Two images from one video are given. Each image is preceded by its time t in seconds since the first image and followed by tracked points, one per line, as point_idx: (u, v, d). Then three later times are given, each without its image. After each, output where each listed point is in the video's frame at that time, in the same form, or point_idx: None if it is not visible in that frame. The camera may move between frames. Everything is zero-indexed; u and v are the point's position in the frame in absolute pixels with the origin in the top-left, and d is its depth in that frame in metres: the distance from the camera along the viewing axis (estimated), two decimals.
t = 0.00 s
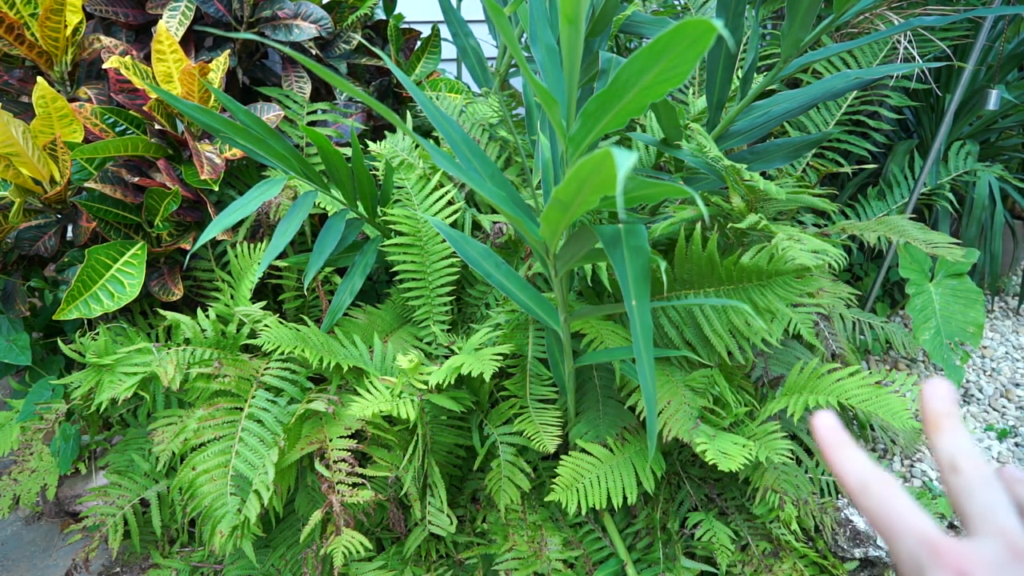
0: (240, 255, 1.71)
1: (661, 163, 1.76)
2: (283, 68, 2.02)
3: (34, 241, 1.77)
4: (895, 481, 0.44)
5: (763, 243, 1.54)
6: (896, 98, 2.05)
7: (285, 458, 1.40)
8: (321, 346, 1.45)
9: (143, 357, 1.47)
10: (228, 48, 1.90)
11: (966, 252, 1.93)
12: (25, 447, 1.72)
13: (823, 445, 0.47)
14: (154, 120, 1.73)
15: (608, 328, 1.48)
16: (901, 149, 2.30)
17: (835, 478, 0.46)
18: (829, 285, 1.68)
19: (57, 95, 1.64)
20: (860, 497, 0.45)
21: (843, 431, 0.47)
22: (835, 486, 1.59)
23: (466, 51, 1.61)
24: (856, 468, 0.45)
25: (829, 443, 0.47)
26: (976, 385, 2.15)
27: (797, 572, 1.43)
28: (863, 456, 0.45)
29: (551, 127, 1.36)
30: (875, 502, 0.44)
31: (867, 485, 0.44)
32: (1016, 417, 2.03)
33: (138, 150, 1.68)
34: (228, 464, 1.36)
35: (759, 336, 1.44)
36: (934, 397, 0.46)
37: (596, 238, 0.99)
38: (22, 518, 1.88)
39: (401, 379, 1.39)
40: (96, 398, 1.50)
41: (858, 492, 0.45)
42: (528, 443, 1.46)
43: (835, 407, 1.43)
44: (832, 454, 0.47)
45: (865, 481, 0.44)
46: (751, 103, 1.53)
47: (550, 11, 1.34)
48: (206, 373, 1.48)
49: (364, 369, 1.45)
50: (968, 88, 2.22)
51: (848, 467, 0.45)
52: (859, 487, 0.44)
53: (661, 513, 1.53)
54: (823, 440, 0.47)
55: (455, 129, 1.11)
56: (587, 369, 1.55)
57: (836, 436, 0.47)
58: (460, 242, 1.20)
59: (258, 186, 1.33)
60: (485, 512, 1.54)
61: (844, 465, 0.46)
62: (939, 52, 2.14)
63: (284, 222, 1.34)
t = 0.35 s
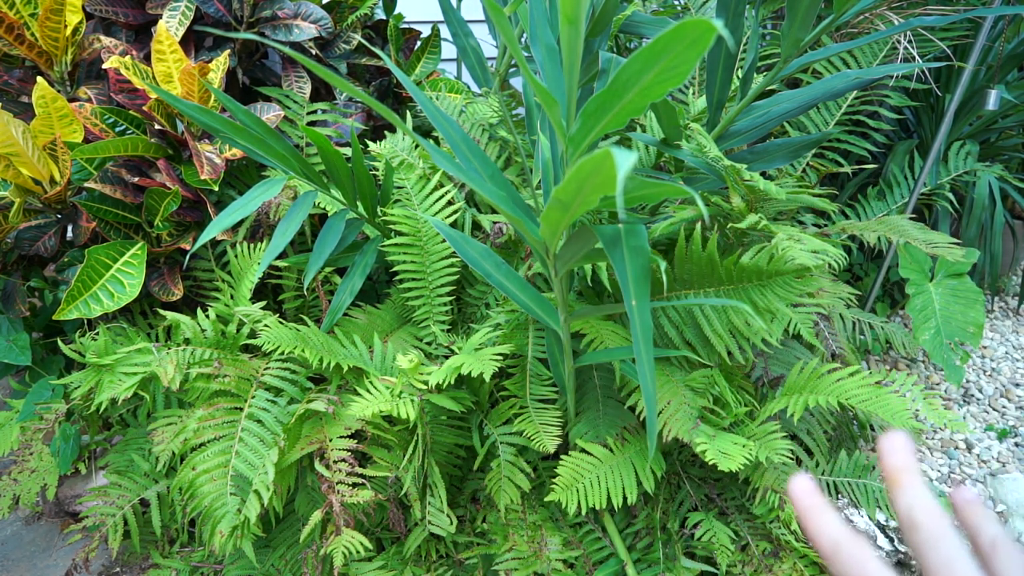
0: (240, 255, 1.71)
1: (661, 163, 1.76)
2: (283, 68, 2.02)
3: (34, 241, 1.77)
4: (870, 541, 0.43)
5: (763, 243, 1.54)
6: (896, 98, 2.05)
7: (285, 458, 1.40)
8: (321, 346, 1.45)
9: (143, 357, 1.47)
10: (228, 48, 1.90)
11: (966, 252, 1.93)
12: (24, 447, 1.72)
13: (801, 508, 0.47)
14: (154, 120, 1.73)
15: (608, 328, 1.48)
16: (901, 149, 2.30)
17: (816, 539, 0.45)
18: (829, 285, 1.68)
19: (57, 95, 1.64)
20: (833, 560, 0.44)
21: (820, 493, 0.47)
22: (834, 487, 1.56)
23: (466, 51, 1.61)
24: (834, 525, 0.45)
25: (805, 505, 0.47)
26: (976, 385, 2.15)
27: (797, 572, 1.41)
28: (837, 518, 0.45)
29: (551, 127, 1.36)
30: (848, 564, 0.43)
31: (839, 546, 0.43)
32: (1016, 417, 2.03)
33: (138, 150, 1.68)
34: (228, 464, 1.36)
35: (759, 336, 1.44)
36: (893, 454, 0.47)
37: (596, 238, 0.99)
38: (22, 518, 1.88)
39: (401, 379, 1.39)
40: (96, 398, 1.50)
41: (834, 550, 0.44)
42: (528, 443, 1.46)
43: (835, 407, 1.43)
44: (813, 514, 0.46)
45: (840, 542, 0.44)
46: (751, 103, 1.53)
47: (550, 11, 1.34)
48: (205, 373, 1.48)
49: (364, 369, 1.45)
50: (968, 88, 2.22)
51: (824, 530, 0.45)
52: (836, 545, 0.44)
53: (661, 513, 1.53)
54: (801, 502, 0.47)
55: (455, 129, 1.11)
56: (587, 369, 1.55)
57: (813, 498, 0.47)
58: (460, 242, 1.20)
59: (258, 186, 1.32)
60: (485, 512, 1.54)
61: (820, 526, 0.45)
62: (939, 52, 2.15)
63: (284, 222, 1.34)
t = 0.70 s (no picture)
0: (240, 255, 1.71)
1: (661, 163, 1.76)
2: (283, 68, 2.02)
3: (34, 241, 1.77)
4: None
5: (763, 243, 1.54)
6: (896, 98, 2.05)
7: (285, 458, 1.40)
8: (321, 346, 1.45)
9: (143, 357, 1.47)
10: (228, 48, 1.90)
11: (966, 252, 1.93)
12: (25, 447, 1.72)
13: None
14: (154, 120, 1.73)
15: (608, 328, 1.48)
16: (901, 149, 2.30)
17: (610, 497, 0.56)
18: (830, 285, 1.68)
19: (57, 95, 1.64)
20: None
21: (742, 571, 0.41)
22: (835, 486, 1.57)
23: (466, 51, 1.61)
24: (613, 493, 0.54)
25: None
26: (976, 386, 2.15)
27: (797, 572, 1.43)
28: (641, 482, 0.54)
29: (551, 127, 1.36)
30: None
31: None
32: (1016, 418, 2.03)
33: (138, 150, 1.68)
34: (228, 464, 1.36)
35: (759, 336, 1.44)
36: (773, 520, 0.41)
37: (596, 238, 0.99)
38: (22, 518, 1.88)
39: (401, 379, 1.39)
40: (96, 398, 1.50)
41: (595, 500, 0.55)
42: (528, 443, 1.46)
43: (835, 407, 1.43)
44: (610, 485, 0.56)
45: None
46: (751, 103, 1.53)
47: (550, 12, 1.34)
48: (206, 373, 1.48)
49: (364, 369, 1.46)
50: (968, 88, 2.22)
51: None
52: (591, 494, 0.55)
53: (661, 513, 1.53)
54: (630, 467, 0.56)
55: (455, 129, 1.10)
56: (587, 369, 1.55)
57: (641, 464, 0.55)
58: (460, 242, 1.20)
59: (258, 186, 1.32)
60: (485, 512, 1.54)
61: None
62: (939, 52, 2.15)
63: (284, 222, 1.34)
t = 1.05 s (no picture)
0: (240, 256, 1.71)
1: (661, 163, 1.76)
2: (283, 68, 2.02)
3: (34, 241, 1.77)
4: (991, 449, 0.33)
5: (763, 243, 1.54)
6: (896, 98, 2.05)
7: (285, 458, 1.40)
8: (321, 346, 1.45)
9: (143, 357, 1.47)
10: (228, 48, 1.90)
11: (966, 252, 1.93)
12: (24, 447, 1.72)
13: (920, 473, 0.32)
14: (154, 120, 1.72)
15: (608, 328, 1.48)
16: (901, 149, 2.31)
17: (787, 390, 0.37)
18: (829, 285, 1.68)
19: (57, 95, 1.64)
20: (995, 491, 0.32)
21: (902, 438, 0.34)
22: (835, 486, 1.57)
23: (466, 51, 1.61)
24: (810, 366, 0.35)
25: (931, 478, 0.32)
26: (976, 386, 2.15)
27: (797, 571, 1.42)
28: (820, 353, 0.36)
29: (551, 127, 1.36)
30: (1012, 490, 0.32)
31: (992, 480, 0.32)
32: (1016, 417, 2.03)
33: (138, 149, 1.68)
34: (228, 463, 1.36)
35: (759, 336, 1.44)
36: (868, 284, 0.38)
37: (596, 239, 0.99)
38: (22, 518, 1.88)
39: (401, 379, 1.39)
40: (96, 398, 1.50)
41: (810, 398, 0.35)
42: (528, 443, 1.46)
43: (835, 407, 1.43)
44: (780, 354, 0.37)
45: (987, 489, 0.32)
46: (751, 103, 1.53)
47: (550, 11, 1.34)
48: (206, 373, 1.48)
49: (364, 369, 1.45)
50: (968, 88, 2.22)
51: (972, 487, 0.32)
52: (813, 390, 0.35)
53: (661, 513, 1.53)
54: (769, 339, 0.37)
55: (455, 129, 1.10)
56: (587, 369, 1.55)
57: (787, 334, 0.37)
58: (460, 242, 1.20)
59: (258, 186, 1.32)
60: (485, 512, 1.54)
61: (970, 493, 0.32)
62: (939, 52, 2.15)
63: (284, 222, 1.34)
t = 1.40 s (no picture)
0: (240, 255, 1.71)
1: (661, 163, 1.76)
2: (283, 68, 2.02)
3: (34, 241, 1.77)
4: None
5: (763, 243, 1.54)
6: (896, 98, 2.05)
7: (285, 458, 1.40)
8: (321, 346, 1.45)
9: (143, 357, 1.47)
10: (228, 48, 1.90)
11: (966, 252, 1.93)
12: (24, 447, 1.72)
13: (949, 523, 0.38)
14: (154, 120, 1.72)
15: (608, 328, 1.48)
16: (901, 149, 2.31)
17: (856, 440, 0.42)
18: (829, 286, 1.68)
19: (57, 95, 1.64)
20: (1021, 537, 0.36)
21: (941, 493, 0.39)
22: (835, 486, 1.57)
23: (466, 51, 1.61)
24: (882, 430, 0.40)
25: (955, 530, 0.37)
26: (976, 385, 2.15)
27: (797, 572, 1.43)
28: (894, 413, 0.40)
29: (551, 127, 1.36)
30: None
31: None
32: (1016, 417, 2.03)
33: (138, 150, 1.68)
34: (228, 464, 1.36)
35: (759, 336, 1.44)
36: (947, 343, 0.40)
37: (596, 238, 0.99)
38: (22, 518, 1.88)
39: (401, 379, 1.39)
40: (96, 398, 1.50)
41: (878, 454, 0.40)
42: (528, 443, 1.46)
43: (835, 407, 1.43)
44: (855, 406, 0.42)
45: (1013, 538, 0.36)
46: (750, 103, 1.53)
47: (550, 11, 1.34)
48: (205, 373, 1.48)
49: (364, 369, 1.45)
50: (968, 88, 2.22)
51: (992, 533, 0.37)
52: (882, 447, 0.40)
53: (661, 513, 1.53)
54: (845, 393, 0.42)
55: (455, 129, 1.10)
56: (587, 369, 1.55)
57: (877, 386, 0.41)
58: (460, 242, 1.20)
59: (258, 186, 1.32)
60: (485, 512, 1.54)
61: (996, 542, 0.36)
62: (939, 52, 2.15)
63: (284, 222, 1.34)
